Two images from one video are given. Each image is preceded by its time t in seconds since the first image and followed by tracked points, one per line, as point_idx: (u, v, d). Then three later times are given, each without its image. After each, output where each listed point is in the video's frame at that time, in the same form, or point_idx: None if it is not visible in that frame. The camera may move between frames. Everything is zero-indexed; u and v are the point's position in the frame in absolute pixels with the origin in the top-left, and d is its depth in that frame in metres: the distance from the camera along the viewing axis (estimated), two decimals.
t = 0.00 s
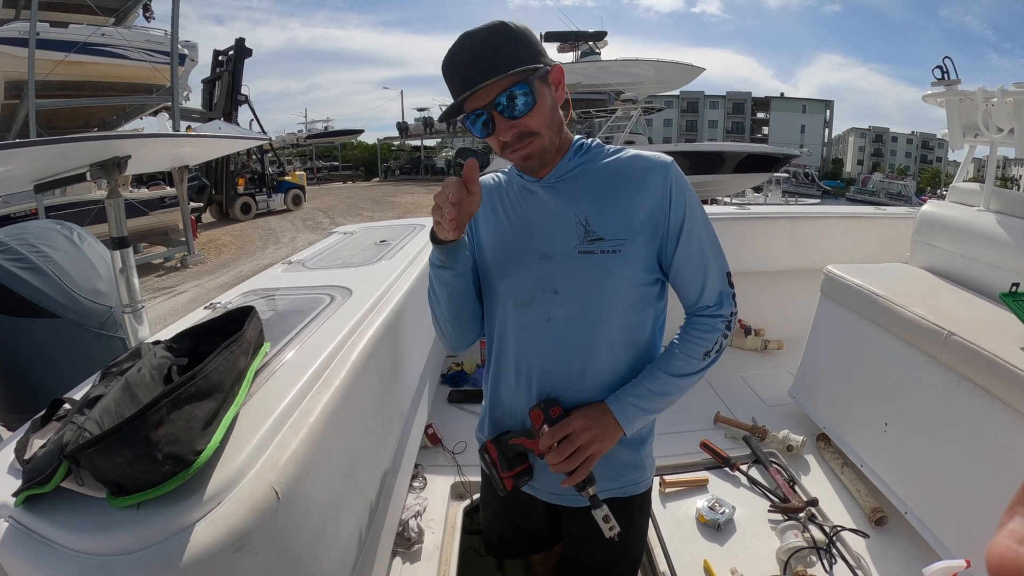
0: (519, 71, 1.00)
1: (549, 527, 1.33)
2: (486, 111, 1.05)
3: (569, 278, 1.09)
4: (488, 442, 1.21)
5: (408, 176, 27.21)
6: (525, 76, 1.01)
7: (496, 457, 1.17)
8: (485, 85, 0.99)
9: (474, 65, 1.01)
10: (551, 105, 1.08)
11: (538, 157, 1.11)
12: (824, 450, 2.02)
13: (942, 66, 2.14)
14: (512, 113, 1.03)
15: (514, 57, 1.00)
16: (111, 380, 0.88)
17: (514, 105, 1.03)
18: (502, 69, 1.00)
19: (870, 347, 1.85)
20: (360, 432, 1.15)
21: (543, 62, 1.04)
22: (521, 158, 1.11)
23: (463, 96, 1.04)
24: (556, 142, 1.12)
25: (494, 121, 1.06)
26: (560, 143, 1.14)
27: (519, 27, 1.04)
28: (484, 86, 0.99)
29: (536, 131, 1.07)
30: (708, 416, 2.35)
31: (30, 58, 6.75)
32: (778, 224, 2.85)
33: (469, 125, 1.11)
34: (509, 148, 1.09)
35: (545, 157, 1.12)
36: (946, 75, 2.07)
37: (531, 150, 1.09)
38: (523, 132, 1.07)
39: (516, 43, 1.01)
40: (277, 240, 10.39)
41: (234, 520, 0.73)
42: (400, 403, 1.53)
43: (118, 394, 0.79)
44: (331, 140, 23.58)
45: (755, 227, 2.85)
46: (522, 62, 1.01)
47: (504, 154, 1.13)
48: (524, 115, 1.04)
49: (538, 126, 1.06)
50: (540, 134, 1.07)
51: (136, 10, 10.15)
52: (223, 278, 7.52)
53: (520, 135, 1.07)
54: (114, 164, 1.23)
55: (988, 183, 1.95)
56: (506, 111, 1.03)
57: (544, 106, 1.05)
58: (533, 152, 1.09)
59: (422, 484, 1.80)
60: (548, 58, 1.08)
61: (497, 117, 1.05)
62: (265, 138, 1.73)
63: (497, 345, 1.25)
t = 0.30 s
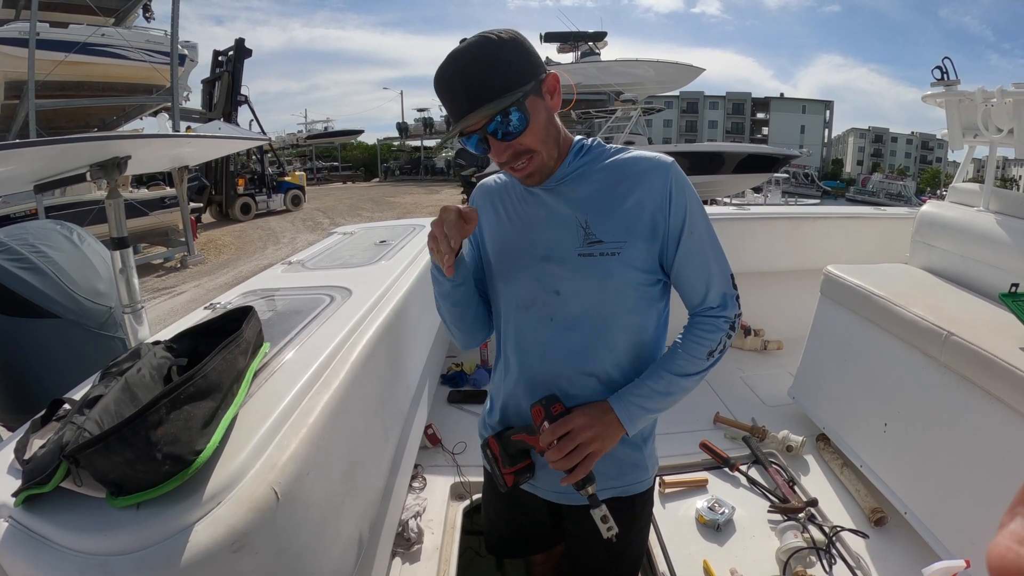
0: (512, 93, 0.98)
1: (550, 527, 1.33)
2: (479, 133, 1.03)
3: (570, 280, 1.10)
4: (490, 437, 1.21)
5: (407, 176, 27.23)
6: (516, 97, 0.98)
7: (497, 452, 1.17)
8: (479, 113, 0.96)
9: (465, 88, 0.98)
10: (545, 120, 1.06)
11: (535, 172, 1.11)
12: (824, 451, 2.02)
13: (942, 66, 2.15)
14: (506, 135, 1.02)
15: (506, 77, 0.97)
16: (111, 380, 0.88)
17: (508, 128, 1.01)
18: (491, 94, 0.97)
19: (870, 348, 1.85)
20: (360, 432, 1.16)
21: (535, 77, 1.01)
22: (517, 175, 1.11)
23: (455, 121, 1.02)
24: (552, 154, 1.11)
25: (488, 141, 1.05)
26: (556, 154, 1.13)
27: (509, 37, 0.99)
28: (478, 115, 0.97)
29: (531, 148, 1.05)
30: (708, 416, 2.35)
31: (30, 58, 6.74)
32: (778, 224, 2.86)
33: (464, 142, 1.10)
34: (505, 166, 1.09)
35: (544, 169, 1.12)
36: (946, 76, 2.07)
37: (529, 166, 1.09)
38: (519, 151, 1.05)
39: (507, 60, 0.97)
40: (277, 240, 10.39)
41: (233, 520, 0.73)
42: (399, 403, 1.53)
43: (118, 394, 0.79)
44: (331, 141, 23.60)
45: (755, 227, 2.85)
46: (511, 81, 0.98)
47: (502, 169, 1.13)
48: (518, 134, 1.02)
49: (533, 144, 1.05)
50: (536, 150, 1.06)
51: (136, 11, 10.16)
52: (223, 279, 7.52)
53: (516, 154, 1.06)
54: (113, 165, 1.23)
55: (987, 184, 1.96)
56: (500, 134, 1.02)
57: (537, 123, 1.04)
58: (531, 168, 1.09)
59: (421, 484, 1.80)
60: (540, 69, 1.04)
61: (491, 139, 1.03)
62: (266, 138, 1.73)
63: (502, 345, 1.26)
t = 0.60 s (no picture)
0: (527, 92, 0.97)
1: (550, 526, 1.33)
2: (493, 130, 1.02)
3: (578, 281, 1.10)
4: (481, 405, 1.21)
5: (407, 176, 27.24)
6: (538, 97, 0.97)
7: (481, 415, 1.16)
8: (494, 111, 0.95)
9: (481, 85, 0.97)
10: (558, 121, 1.06)
11: (546, 173, 1.10)
12: (824, 451, 2.03)
13: (941, 67, 2.15)
14: (522, 135, 1.01)
15: (521, 76, 0.96)
16: (109, 380, 0.88)
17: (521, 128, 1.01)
18: (512, 91, 0.96)
19: (870, 349, 1.84)
20: (359, 432, 1.16)
21: (552, 76, 1.00)
22: (527, 175, 1.10)
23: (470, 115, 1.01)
24: (563, 158, 1.11)
25: (501, 139, 1.04)
26: (567, 155, 1.13)
27: (529, 34, 0.98)
28: (493, 113, 0.96)
29: (544, 150, 1.05)
30: (708, 417, 2.35)
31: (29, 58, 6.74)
32: (777, 225, 2.86)
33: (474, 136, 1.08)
34: (516, 165, 1.08)
35: (553, 173, 1.11)
36: (945, 76, 2.07)
37: (539, 167, 1.08)
38: (531, 151, 1.05)
39: (525, 58, 0.96)
40: (276, 241, 10.40)
41: (232, 520, 0.73)
42: (399, 403, 1.53)
43: (116, 395, 0.79)
44: (330, 141, 23.61)
45: (754, 228, 2.85)
46: (533, 79, 0.97)
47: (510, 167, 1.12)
48: (533, 135, 1.02)
49: (545, 145, 1.05)
50: (548, 152, 1.06)
51: (136, 11, 10.15)
52: (223, 279, 7.53)
53: (528, 154, 1.05)
54: (112, 165, 1.23)
55: (987, 184, 1.96)
56: (513, 132, 1.01)
57: (551, 123, 1.03)
58: (541, 170, 1.08)
59: (421, 485, 1.80)
60: (557, 68, 1.03)
61: (505, 137, 1.02)
62: (265, 138, 1.73)
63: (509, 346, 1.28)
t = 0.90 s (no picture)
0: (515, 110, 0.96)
1: (557, 523, 1.34)
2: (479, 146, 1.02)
3: (579, 288, 1.11)
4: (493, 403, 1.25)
5: (407, 176, 27.25)
6: (521, 116, 0.96)
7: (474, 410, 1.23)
8: (479, 130, 0.94)
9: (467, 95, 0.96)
10: (545, 135, 1.05)
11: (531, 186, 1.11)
12: (823, 451, 2.03)
13: (941, 67, 2.15)
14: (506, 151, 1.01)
15: (510, 92, 0.95)
16: (109, 380, 0.88)
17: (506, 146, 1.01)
18: (494, 109, 0.96)
19: (870, 349, 1.84)
20: (359, 432, 1.16)
21: (541, 90, 0.99)
22: (514, 188, 1.11)
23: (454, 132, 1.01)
24: (549, 170, 1.11)
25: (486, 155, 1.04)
26: (555, 166, 1.13)
27: (512, 47, 0.95)
28: (478, 130, 0.95)
29: (528, 165, 1.05)
30: (707, 417, 2.36)
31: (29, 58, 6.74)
32: (777, 225, 2.86)
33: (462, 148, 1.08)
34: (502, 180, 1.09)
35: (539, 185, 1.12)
36: (945, 77, 2.07)
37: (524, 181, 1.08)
38: (517, 167, 1.05)
39: (515, 74, 0.95)
40: (276, 241, 10.40)
41: (231, 520, 0.73)
42: (399, 403, 1.53)
43: (116, 394, 0.78)
44: (330, 141, 23.62)
45: (754, 228, 2.84)
46: (515, 97, 0.96)
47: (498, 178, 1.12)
48: (517, 152, 1.02)
49: (530, 161, 1.05)
50: (533, 167, 1.06)
51: (136, 11, 10.14)
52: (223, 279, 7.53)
53: (513, 169, 1.05)
54: (113, 165, 1.22)
55: (986, 184, 1.96)
56: (498, 150, 1.01)
57: (536, 140, 1.03)
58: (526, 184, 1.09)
59: (421, 485, 1.80)
60: (548, 79, 1.02)
61: (490, 152, 1.02)
62: (266, 138, 1.73)
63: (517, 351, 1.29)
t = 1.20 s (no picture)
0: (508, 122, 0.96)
1: (559, 521, 1.34)
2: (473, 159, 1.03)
3: (575, 294, 1.11)
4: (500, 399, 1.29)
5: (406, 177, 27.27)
6: (510, 128, 0.96)
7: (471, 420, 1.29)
8: (470, 143, 0.95)
9: (457, 107, 0.96)
10: (539, 143, 1.04)
11: (529, 196, 1.11)
12: (823, 452, 2.03)
13: (940, 68, 2.15)
14: (499, 162, 1.01)
15: (501, 104, 0.95)
16: (109, 380, 0.88)
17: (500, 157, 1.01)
18: (482, 124, 0.95)
19: (869, 350, 1.84)
20: (358, 432, 1.16)
21: (533, 100, 0.99)
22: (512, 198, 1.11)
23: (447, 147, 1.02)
24: (546, 179, 1.10)
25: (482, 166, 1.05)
26: (552, 173, 1.12)
27: (499, 61, 0.94)
28: (469, 144, 0.96)
29: (524, 175, 1.05)
30: (707, 417, 2.36)
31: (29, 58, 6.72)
32: (776, 226, 2.86)
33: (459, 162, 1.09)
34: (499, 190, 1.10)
35: (537, 194, 1.11)
36: (944, 77, 2.07)
37: (521, 192, 1.08)
38: (512, 176, 1.05)
39: (506, 85, 0.94)
40: (276, 241, 10.41)
41: (231, 521, 0.73)
42: (399, 403, 1.53)
43: (116, 394, 0.79)
44: (329, 141, 23.63)
45: (753, 229, 2.84)
46: (504, 109, 0.95)
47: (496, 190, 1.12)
48: (511, 163, 1.02)
49: (525, 170, 1.04)
50: (529, 177, 1.06)
51: (136, 11, 10.15)
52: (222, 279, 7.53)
53: (508, 180, 1.05)
54: (112, 165, 1.22)
55: (986, 185, 1.96)
56: (492, 162, 1.01)
57: (530, 150, 1.02)
58: (524, 194, 1.09)
59: (421, 485, 1.80)
60: (539, 87, 1.01)
61: (484, 164, 1.03)
62: (266, 139, 1.73)
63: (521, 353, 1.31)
